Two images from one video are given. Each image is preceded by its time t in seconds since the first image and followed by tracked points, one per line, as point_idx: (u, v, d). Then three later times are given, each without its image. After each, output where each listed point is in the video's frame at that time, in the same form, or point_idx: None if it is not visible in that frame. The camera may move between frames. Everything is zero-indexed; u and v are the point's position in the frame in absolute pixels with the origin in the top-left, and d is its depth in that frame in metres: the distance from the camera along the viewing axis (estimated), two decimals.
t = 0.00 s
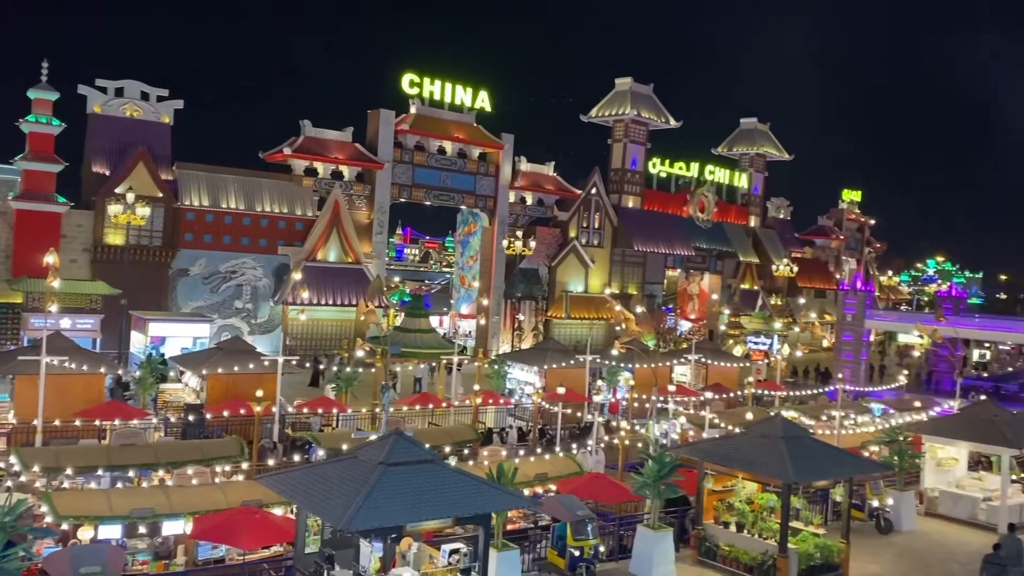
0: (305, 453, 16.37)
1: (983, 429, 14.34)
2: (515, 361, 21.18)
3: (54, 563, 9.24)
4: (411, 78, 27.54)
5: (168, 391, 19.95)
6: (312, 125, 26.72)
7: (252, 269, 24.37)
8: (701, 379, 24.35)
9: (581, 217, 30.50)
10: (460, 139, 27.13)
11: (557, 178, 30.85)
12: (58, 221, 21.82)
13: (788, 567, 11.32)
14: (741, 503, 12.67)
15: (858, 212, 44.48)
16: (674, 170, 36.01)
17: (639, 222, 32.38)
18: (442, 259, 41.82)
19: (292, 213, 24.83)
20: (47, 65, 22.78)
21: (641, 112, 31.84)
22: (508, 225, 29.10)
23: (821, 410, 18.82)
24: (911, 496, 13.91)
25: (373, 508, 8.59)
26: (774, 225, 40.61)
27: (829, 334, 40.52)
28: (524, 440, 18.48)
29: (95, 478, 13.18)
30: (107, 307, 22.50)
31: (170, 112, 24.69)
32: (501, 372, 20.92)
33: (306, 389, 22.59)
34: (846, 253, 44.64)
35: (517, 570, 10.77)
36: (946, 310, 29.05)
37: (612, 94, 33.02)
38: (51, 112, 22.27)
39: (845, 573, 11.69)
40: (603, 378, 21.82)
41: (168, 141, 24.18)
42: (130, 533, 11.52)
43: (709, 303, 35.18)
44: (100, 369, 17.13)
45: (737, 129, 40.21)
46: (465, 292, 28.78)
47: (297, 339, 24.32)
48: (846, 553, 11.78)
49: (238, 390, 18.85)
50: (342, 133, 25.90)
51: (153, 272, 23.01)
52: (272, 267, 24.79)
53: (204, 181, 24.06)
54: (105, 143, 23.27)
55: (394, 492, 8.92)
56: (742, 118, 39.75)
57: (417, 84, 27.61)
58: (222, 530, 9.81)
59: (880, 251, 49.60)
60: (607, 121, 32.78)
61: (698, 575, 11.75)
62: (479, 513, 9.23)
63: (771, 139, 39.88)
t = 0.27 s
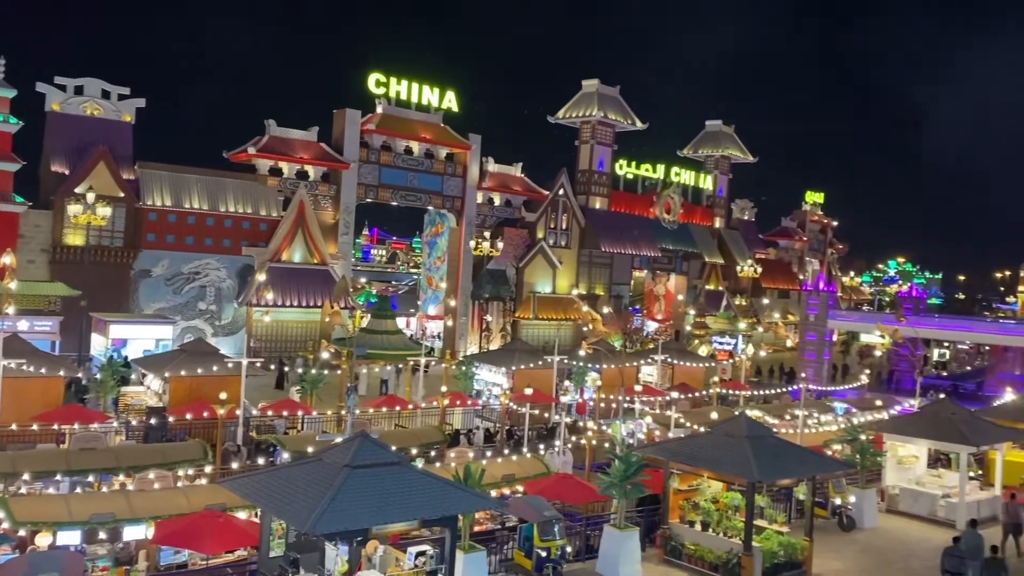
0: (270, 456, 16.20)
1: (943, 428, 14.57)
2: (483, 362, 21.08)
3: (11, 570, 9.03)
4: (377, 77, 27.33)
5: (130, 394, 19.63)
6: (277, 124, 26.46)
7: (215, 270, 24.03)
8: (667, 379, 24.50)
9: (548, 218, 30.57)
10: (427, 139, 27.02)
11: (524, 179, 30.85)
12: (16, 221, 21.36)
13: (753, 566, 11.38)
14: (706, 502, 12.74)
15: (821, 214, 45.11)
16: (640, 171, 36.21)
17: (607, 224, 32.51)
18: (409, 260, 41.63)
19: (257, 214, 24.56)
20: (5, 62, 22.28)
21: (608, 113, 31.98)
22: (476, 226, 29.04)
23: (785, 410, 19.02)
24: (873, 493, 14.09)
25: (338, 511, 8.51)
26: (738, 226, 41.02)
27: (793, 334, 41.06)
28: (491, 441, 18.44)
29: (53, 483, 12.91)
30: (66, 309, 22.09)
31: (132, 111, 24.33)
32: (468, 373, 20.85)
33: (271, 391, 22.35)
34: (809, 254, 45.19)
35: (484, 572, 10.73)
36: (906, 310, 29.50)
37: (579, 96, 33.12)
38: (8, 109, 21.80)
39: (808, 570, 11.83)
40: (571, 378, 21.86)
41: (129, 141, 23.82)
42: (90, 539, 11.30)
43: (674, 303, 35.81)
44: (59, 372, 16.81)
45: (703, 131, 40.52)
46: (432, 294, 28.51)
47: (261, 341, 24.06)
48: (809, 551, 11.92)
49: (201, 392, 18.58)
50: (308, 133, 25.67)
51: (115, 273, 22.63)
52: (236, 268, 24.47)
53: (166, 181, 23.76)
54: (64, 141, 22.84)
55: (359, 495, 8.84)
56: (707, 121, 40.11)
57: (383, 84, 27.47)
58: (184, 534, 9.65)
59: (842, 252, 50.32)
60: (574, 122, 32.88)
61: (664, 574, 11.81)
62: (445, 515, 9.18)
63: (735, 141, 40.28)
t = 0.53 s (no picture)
0: (235, 459, 16.03)
1: (904, 426, 14.82)
2: (451, 363, 21.06)
3: None
4: (344, 77, 27.16)
5: (92, 397, 19.31)
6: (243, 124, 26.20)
7: (180, 272, 23.72)
8: (634, 379, 24.63)
9: (517, 219, 30.62)
10: (394, 140, 26.90)
11: (492, 179, 30.85)
12: None
13: (719, 564, 11.44)
14: (673, 501, 12.84)
15: (785, 215, 45.67)
16: (608, 173, 36.39)
17: (575, 225, 32.66)
18: (377, 260, 41.44)
19: (222, 214, 24.29)
20: None
21: (575, 115, 32.10)
22: (444, 227, 28.98)
23: (750, 409, 19.21)
24: (836, 491, 14.30)
25: (304, 513, 8.44)
26: (705, 227, 41.38)
27: (757, 334, 41.53)
28: (459, 442, 18.42)
29: (11, 488, 12.66)
30: (26, 311, 21.72)
31: (94, 110, 23.96)
32: (436, 374, 20.79)
33: (237, 394, 22.11)
34: (774, 255, 45.72)
35: (452, 573, 10.71)
36: (869, 311, 29.95)
37: (547, 97, 33.21)
38: None
39: (772, 568, 12.01)
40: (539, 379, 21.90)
41: (91, 140, 23.45)
42: (50, 545, 11.09)
43: (641, 304, 36.08)
44: (19, 375, 16.50)
45: (670, 133, 40.83)
46: (401, 295, 28.58)
47: (225, 343, 23.77)
48: (774, 549, 12.11)
49: (165, 395, 18.34)
50: (274, 132, 25.44)
51: (76, 275, 22.28)
52: (201, 269, 24.16)
53: (130, 182, 23.50)
54: (24, 140, 22.42)
55: (325, 497, 8.78)
56: (673, 123, 40.43)
57: (350, 84, 27.32)
58: (148, 539, 9.50)
59: (806, 253, 50.98)
60: (542, 123, 32.95)
61: (632, 574, 11.87)
62: (412, 517, 9.15)
63: (702, 144, 40.65)
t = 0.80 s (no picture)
0: (202, 462, 15.84)
1: (868, 424, 15.03)
2: (420, 364, 20.97)
3: None
4: (313, 76, 26.98)
5: (54, 400, 18.98)
6: (209, 123, 25.91)
7: (145, 272, 23.38)
8: (604, 379, 24.74)
9: (487, 220, 30.58)
10: (363, 139, 26.76)
11: (462, 180, 30.78)
12: None
13: (687, 563, 11.55)
14: (641, 500, 12.90)
15: (752, 217, 46.14)
16: (578, 174, 36.49)
17: (545, 226, 32.76)
18: (346, 261, 41.18)
19: (187, 214, 24.02)
20: None
21: (545, 116, 32.16)
22: (413, 228, 28.87)
23: (718, 408, 19.36)
24: (803, 489, 14.46)
25: (271, 516, 8.35)
26: (673, 228, 41.66)
27: (725, 334, 41.88)
28: (429, 444, 18.36)
29: None
30: None
31: (56, 108, 23.57)
32: (406, 376, 20.69)
33: (203, 396, 21.85)
34: (741, 256, 46.16)
35: (421, 575, 10.67)
36: (834, 312, 30.32)
37: (517, 98, 33.23)
38: None
39: (740, 566, 12.13)
40: (509, 379, 21.89)
41: (53, 139, 23.07)
42: (10, 552, 10.87)
43: (611, 305, 35.97)
44: None
45: (639, 135, 41.07)
46: (368, 296, 28.18)
47: (191, 344, 23.51)
48: (741, 547, 12.23)
49: (129, 398, 18.08)
50: (240, 132, 25.19)
51: (38, 276, 21.86)
52: (166, 270, 23.83)
53: (93, 181, 23.12)
54: None
55: (293, 500, 8.70)
56: (642, 125, 40.68)
57: (319, 83, 27.13)
58: (111, 544, 9.35)
59: (773, 254, 51.53)
60: (512, 124, 32.97)
61: (601, 573, 11.91)
62: (381, 519, 9.09)
63: (670, 145, 40.95)
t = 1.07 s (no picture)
0: (170, 465, 15.66)
1: (836, 423, 15.21)
2: (392, 366, 20.79)
3: None
4: (283, 76, 26.79)
5: (18, 403, 18.66)
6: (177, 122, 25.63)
7: (112, 273, 23.07)
8: (576, 379, 24.80)
9: (459, 220, 30.54)
10: (334, 139, 26.61)
11: (434, 180, 30.71)
12: None
13: (658, 563, 11.56)
14: (613, 500, 12.95)
15: (723, 218, 46.55)
16: (550, 174, 36.55)
17: (516, 227, 32.85)
18: (318, 262, 40.95)
19: (156, 214, 23.74)
20: None
21: (517, 117, 32.20)
22: (385, 228, 28.74)
23: (690, 407, 19.48)
24: (772, 487, 14.60)
25: (242, 518, 8.29)
26: (645, 229, 41.88)
27: (696, 334, 42.17)
28: (401, 445, 18.29)
29: None
30: None
31: (20, 106, 23.21)
32: (377, 377, 20.58)
33: (172, 398, 21.59)
34: (712, 257, 46.51)
35: None
36: (803, 312, 30.63)
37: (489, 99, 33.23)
38: None
39: (711, 563, 12.22)
40: (481, 380, 21.85)
41: (18, 137, 22.70)
42: None
43: (583, 305, 35.83)
44: None
45: (611, 136, 41.25)
46: (340, 296, 28.01)
47: (160, 346, 23.22)
48: (713, 545, 12.31)
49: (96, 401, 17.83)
50: (210, 131, 24.94)
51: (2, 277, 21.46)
52: (134, 271, 23.51)
53: (59, 180, 22.73)
54: None
55: (264, 502, 8.64)
56: (614, 126, 40.87)
57: (289, 82, 26.95)
58: (78, 549, 9.20)
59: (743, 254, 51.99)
60: (484, 125, 32.96)
61: (573, 573, 11.94)
62: (354, 521, 9.05)
63: (641, 146, 41.17)
